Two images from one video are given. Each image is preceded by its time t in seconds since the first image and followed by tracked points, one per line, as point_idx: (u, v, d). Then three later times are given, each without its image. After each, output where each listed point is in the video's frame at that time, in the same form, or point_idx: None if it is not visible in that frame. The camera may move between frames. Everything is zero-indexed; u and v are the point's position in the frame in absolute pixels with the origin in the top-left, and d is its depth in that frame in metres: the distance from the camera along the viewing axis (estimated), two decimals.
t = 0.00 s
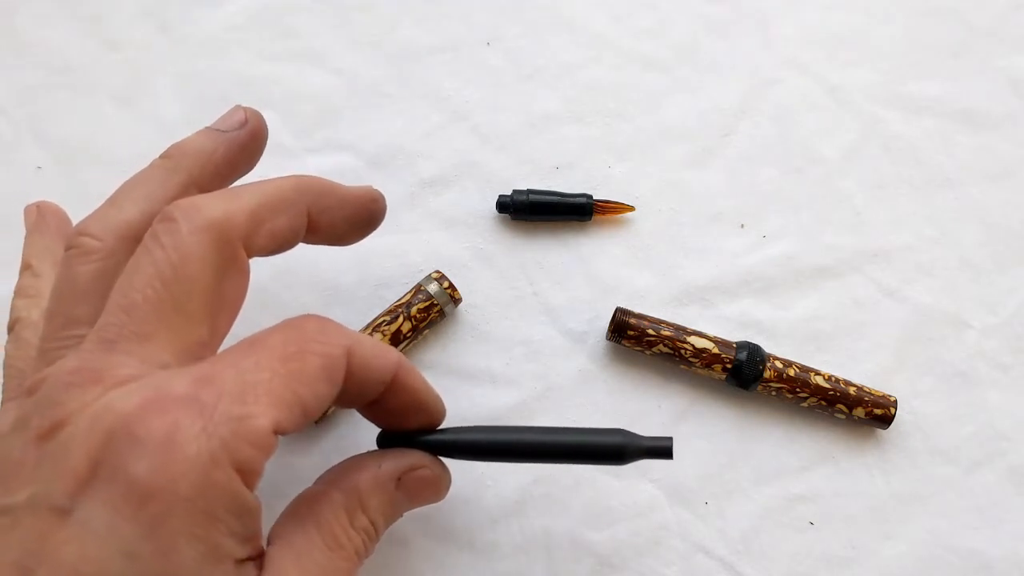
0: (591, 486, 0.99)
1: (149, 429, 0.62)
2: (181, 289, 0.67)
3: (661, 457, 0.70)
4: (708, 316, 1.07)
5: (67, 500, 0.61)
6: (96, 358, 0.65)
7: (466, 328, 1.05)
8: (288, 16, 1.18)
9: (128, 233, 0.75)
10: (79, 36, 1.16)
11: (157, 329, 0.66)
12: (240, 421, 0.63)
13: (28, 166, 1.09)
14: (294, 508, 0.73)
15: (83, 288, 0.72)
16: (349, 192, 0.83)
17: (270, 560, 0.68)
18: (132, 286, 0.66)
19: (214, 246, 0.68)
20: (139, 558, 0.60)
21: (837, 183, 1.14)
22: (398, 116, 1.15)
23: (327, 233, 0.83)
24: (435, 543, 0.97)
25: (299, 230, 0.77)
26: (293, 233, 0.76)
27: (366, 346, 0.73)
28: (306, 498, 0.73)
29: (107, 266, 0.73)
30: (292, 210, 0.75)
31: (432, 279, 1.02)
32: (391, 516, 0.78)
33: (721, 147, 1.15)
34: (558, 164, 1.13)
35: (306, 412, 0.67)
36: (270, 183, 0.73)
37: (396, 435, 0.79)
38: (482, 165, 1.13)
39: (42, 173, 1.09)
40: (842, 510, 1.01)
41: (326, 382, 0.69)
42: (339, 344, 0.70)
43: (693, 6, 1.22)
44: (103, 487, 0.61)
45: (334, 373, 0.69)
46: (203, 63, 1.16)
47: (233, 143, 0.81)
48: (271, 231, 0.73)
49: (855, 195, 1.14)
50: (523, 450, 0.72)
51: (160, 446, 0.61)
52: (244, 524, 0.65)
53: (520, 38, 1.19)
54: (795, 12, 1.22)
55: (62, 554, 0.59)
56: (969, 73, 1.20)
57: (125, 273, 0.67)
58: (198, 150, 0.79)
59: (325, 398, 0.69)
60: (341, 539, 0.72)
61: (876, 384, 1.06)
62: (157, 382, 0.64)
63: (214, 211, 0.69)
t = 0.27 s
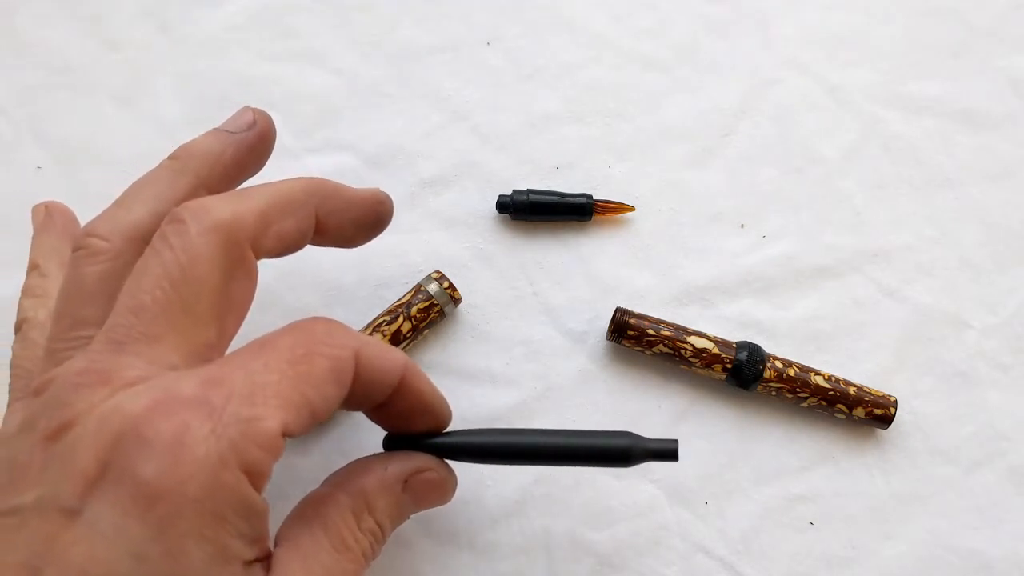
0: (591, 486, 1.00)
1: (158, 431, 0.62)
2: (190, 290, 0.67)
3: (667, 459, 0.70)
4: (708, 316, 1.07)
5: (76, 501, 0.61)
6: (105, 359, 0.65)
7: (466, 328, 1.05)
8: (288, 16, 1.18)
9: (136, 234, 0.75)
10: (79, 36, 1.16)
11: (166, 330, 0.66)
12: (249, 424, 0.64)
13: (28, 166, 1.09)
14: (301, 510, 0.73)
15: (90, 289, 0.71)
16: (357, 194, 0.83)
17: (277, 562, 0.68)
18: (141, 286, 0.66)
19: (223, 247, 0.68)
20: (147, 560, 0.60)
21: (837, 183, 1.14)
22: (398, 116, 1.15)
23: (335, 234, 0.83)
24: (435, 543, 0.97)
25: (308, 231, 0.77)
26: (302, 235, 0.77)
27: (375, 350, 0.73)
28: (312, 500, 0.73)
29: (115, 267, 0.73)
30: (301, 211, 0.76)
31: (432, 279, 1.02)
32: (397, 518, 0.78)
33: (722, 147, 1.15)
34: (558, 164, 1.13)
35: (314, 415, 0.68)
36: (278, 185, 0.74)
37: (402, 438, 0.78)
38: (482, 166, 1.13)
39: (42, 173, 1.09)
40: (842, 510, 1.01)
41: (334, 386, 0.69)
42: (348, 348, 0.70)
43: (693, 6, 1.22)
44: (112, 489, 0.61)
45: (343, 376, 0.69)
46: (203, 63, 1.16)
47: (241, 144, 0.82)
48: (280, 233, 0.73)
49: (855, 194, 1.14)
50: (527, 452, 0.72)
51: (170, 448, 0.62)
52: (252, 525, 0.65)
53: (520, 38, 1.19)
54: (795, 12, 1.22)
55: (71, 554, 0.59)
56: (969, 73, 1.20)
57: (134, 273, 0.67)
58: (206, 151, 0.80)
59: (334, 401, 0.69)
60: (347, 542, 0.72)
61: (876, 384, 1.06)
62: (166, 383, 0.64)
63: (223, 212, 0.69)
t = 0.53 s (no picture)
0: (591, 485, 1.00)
1: (186, 457, 0.65)
2: (214, 319, 0.70)
3: (667, 491, 0.82)
4: (708, 316, 1.07)
5: (107, 524, 0.64)
6: (133, 388, 0.69)
7: (466, 328, 1.05)
8: (288, 16, 1.18)
9: (159, 264, 0.77)
10: (79, 36, 1.16)
11: (190, 360, 0.70)
12: (274, 452, 0.67)
13: (28, 166, 1.09)
14: (317, 534, 0.77)
15: (115, 319, 0.74)
16: (369, 222, 0.87)
17: None
18: (167, 316, 0.70)
19: (244, 277, 0.72)
20: None
21: (837, 183, 1.14)
22: (398, 116, 1.15)
23: (348, 262, 0.87)
24: (436, 544, 0.97)
25: (322, 261, 0.81)
26: (316, 265, 0.81)
27: (389, 382, 0.78)
28: (328, 525, 0.78)
29: (139, 297, 0.75)
30: (316, 243, 0.79)
31: (432, 279, 1.01)
32: (406, 544, 0.83)
33: (722, 147, 1.15)
34: (558, 164, 1.13)
35: (334, 444, 0.72)
36: (295, 217, 0.78)
37: (412, 466, 0.85)
38: (482, 165, 1.13)
39: (42, 173, 1.09)
40: (842, 510, 1.01)
41: (353, 417, 0.73)
42: (365, 380, 0.75)
43: (693, 6, 1.22)
44: (142, 513, 0.64)
45: (361, 408, 0.74)
46: (203, 64, 1.15)
47: (257, 170, 0.83)
48: (297, 262, 0.77)
49: (855, 195, 1.14)
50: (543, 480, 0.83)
51: (198, 474, 0.65)
52: (274, 549, 0.68)
53: (520, 37, 1.19)
54: (795, 12, 1.22)
55: None
56: (969, 73, 1.20)
57: (158, 302, 0.71)
58: (224, 178, 0.81)
59: (352, 431, 0.74)
60: (362, 564, 0.76)
61: (876, 384, 1.06)
62: (194, 412, 0.68)
63: (244, 243, 0.73)
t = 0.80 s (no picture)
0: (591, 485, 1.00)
1: (185, 436, 0.65)
2: (212, 298, 0.71)
3: (669, 462, 0.80)
4: (708, 316, 1.07)
5: (106, 503, 0.64)
6: (132, 367, 0.69)
7: (466, 328, 1.05)
8: (288, 16, 1.18)
9: (159, 246, 0.78)
10: (79, 36, 1.16)
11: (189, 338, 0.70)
12: (273, 431, 0.67)
13: (28, 166, 1.09)
14: (318, 515, 0.77)
15: (114, 300, 0.75)
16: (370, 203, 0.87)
17: (296, 563, 0.72)
18: (165, 294, 0.70)
19: (242, 256, 0.72)
20: (177, 561, 0.63)
21: (837, 183, 1.14)
22: (398, 116, 1.15)
23: (347, 244, 0.87)
24: (436, 544, 0.97)
25: (322, 242, 0.81)
26: (315, 246, 0.81)
27: (390, 362, 0.77)
28: (329, 505, 0.78)
29: (139, 277, 0.76)
30: (316, 223, 0.79)
31: (432, 279, 1.01)
32: (408, 522, 0.83)
33: (722, 147, 1.15)
34: (558, 164, 1.13)
35: (333, 424, 0.72)
36: (296, 197, 0.77)
37: (413, 446, 0.83)
38: (482, 165, 1.13)
39: (42, 173, 1.09)
40: (842, 510, 1.01)
41: (352, 396, 0.73)
42: (365, 360, 0.75)
43: (693, 6, 1.22)
44: (141, 492, 0.64)
45: (361, 388, 0.74)
46: (203, 64, 1.15)
47: (257, 152, 0.84)
48: (296, 243, 0.77)
49: (855, 194, 1.14)
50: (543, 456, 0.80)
51: (197, 454, 0.65)
52: (274, 527, 0.69)
53: (520, 37, 1.19)
54: (795, 12, 1.22)
55: (101, 557, 0.62)
56: (969, 73, 1.20)
57: (157, 279, 0.71)
58: (223, 161, 0.82)
59: (352, 411, 0.73)
60: (363, 544, 0.76)
61: (876, 384, 1.06)
62: (193, 391, 0.68)
63: (243, 223, 0.73)
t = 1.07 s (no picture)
0: (591, 485, 1.00)
1: None
2: (166, 421, 0.64)
3: None
4: (708, 316, 1.07)
5: None
6: (76, 505, 0.62)
7: (466, 328, 1.05)
8: (287, 16, 1.18)
9: (111, 364, 0.72)
10: (79, 36, 1.16)
11: (138, 470, 0.63)
12: None
13: (28, 166, 1.10)
14: None
15: (62, 424, 0.68)
16: (337, 309, 0.81)
17: None
18: (112, 426, 0.63)
19: (194, 381, 0.66)
20: None
21: (837, 183, 1.14)
22: (398, 116, 1.15)
23: (313, 356, 0.80)
24: (436, 543, 0.97)
25: (283, 352, 0.75)
26: (277, 358, 0.74)
27: (351, 487, 0.71)
28: None
29: (91, 400, 0.70)
30: (277, 336, 0.73)
31: (432, 279, 1.01)
32: None
33: (722, 147, 1.15)
34: (558, 164, 1.13)
35: (289, 562, 0.64)
36: (256, 308, 0.71)
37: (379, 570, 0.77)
38: (482, 165, 1.13)
39: (42, 173, 1.09)
40: (842, 510, 1.01)
41: (311, 534, 0.65)
42: (325, 489, 0.68)
43: (692, 6, 1.22)
44: None
45: (320, 523, 0.66)
46: (203, 64, 1.15)
47: (217, 257, 0.77)
48: (256, 357, 0.71)
49: (855, 194, 1.14)
50: None
51: None
52: None
53: (520, 37, 1.19)
54: (795, 12, 1.22)
55: None
56: (969, 73, 1.20)
57: (103, 415, 0.65)
58: (180, 269, 0.76)
59: (310, 548, 0.66)
60: None
61: (876, 384, 1.06)
62: (138, 536, 0.59)
63: (198, 342, 0.66)
